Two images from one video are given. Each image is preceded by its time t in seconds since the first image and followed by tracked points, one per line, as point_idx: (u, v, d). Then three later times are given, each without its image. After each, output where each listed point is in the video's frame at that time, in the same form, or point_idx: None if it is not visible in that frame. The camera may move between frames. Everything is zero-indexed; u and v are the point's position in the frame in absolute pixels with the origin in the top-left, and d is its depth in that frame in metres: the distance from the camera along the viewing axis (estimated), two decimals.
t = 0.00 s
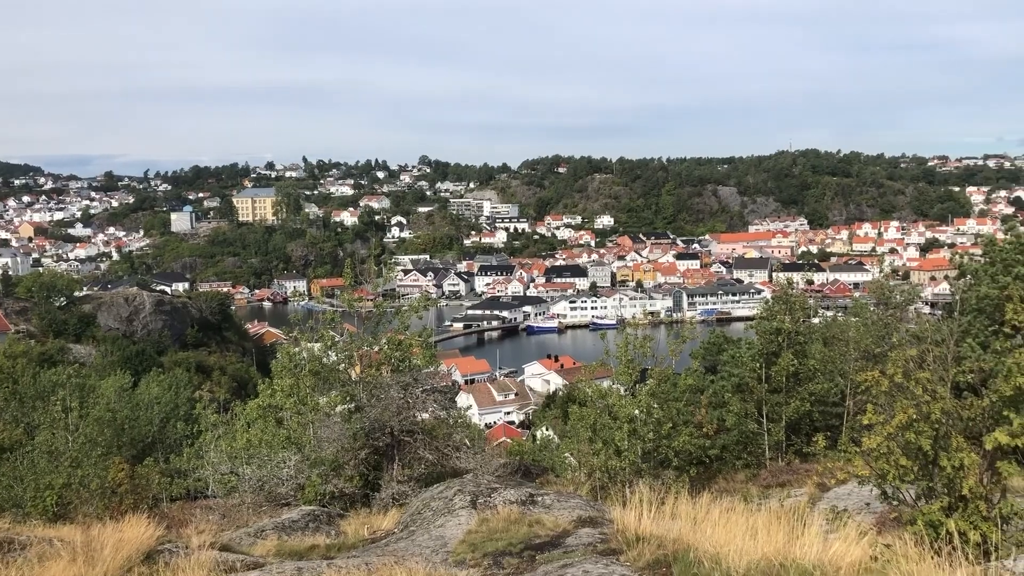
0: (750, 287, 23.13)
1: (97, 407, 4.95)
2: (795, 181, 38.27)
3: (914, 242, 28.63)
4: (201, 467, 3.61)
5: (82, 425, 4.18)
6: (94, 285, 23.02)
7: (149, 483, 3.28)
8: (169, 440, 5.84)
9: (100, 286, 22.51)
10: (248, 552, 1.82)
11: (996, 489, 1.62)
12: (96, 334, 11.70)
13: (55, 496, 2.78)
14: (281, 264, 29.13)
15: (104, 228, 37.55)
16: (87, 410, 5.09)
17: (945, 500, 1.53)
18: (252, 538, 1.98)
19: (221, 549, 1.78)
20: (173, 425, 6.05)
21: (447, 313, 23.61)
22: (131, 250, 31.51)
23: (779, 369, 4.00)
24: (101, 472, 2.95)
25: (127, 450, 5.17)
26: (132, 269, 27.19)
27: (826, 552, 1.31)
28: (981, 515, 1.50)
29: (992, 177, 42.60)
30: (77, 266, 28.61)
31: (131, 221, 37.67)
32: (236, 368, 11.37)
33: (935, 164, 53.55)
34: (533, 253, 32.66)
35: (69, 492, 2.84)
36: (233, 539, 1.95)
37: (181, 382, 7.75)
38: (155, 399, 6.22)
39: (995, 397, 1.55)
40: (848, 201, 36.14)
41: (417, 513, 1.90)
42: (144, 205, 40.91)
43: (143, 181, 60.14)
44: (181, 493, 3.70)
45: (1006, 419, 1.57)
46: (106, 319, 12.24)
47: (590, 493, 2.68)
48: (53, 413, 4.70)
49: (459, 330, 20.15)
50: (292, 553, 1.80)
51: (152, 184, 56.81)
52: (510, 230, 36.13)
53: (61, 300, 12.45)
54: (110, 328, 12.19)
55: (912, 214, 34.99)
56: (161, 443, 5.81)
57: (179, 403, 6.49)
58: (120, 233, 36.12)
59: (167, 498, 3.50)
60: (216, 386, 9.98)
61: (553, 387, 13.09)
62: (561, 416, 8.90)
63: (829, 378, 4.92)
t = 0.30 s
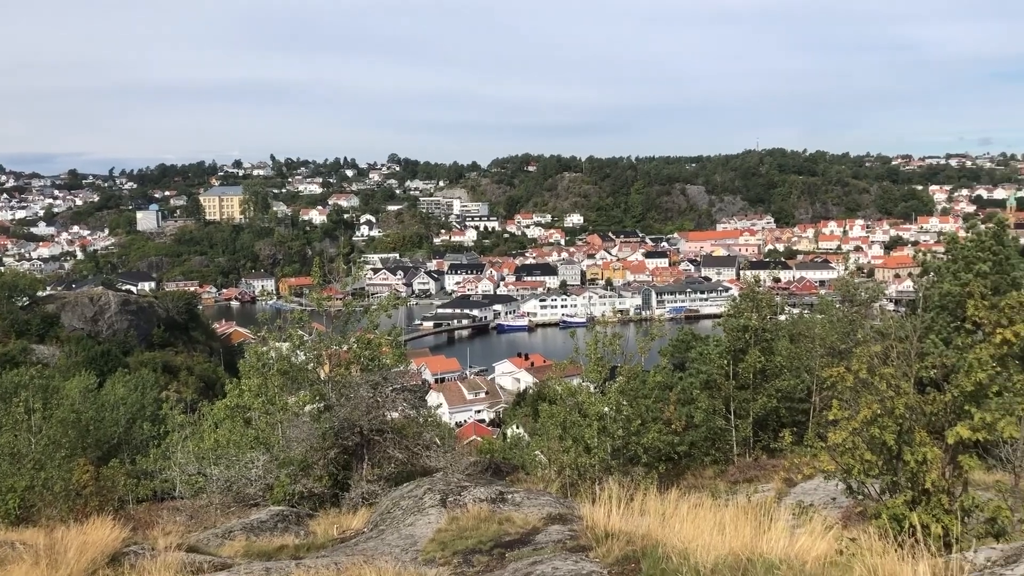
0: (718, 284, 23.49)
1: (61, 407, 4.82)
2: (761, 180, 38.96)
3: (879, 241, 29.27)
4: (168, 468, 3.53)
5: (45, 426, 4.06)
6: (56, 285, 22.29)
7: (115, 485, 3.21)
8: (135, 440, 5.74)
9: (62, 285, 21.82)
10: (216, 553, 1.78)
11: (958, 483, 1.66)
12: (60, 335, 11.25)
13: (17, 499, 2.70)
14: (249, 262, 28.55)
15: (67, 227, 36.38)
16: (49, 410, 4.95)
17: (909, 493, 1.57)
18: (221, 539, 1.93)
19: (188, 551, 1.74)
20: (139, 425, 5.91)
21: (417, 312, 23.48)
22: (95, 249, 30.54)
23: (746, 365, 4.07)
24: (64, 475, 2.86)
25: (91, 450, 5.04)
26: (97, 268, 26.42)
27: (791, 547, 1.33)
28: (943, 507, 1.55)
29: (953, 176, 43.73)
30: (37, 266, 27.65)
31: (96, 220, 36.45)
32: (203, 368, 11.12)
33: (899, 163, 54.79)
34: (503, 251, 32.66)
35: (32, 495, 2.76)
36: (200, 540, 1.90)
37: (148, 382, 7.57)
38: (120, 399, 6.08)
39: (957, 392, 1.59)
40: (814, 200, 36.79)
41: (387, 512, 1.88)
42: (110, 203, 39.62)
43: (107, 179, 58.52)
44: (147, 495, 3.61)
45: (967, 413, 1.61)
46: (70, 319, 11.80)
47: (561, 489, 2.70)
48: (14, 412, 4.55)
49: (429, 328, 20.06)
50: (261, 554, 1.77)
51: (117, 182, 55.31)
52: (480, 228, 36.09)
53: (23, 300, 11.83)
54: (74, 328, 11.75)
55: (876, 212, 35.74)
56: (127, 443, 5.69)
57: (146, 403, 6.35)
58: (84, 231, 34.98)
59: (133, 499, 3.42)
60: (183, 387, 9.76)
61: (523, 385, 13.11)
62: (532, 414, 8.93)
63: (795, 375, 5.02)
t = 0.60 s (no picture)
0: (683, 283, 23.82)
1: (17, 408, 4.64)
2: (724, 180, 39.62)
3: (839, 239, 29.99)
4: (129, 470, 3.41)
5: None
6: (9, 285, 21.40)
7: (73, 488, 3.11)
8: (96, 442, 5.54)
9: (17, 285, 20.97)
10: (178, 555, 1.73)
11: (915, 478, 1.70)
12: (15, 335, 10.69)
13: None
14: (211, 262, 27.81)
15: (23, 225, 34.97)
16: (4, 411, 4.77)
17: (868, 488, 1.62)
18: (182, 541, 1.88)
19: (148, 553, 1.68)
20: (99, 427, 5.72)
21: (383, 312, 23.25)
22: (51, 248, 29.41)
23: (709, 363, 4.14)
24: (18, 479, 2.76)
25: (50, 453, 4.87)
26: (56, 266, 25.48)
27: (753, 542, 1.35)
28: (901, 501, 1.59)
29: (910, 176, 45.04)
30: None
31: (54, 217, 35.10)
32: (165, 369, 10.81)
33: (860, 163, 56.17)
34: (468, 250, 32.54)
35: None
36: (161, 542, 1.85)
37: (108, 383, 7.34)
38: (79, 401, 5.87)
39: (915, 388, 1.64)
40: (776, 199, 37.50)
41: (351, 513, 1.85)
42: (69, 200, 38.24)
43: (66, 176, 56.61)
44: (107, 498, 3.51)
45: (924, 409, 1.66)
46: (26, 319, 11.26)
47: (527, 488, 2.70)
48: None
49: (395, 328, 19.89)
50: (223, 556, 1.72)
51: (75, 180, 53.55)
52: (446, 227, 35.93)
53: None
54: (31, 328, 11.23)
55: (837, 211, 36.57)
56: (87, 445, 5.51)
57: (105, 404, 6.16)
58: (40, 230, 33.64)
59: (92, 503, 3.31)
60: (145, 387, 9.48)
61: (489, 384, 13.10)
62: (498, 413, 8.92)
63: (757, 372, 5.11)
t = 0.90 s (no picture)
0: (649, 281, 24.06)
1: None
2: (690, 180, 40.20)
3: (802, 239, 30.64)
4: (91, 472, 3.32)
5: None
6: None
7: (31, 492, 3.01)
8: (57, 444, 5.39)
9: None
10: (139, 558, 1.68)
11: (877, 472, 1.74)
12: None
13: None
14: (175, 261, 27.09)
15: None
16: None
17: (832, 484, 1.65)
18: (143, 544, 1.83)
19: (109, 557, 1.62)
20: (58, 429, 5.56)
21: (350, 311, 22.99)
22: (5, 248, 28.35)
23: (676, 361, 4.20)
24: None
25: (7, 457, 4.72)
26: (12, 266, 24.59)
27: (718, 539, 1.37)
28: (863, 496, 1.63)
29: (871, 176, 46.26)
30: None
31: (9, 216, 33.86)
32: (128, 370, 10.51)
33: (823, 163, 57.42)
34: (436, 249, 32.35)
35: None
36: (122, 545, 1.80)
37: (68, 384, 7.12)
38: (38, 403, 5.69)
39: (877, 385, 1.67)
40: (741, 199, 38.14)
41: (317, 513, 1.82)
42: (26, 199, 37.04)
43: (21, 174, 54.71)
44: (69, 501, 3.41)
45: (884, 406, 1.70)
46: None
47: (495, 486, 2.70)
48: None
49: (361, 327, 19.69)
50: (187, 558, 1.67)
51: (30, 178, 51.69)
52: (414, 226, 35.70)
53: None
54: None
55: (800, 210, 37.33)
56: (48, 448, 5.36)
57: (66, 406, 5.99)
58: None
59: (51, 506, 3.21)
60: (107, 389, 9.21)
61: (457, 384, 13.05)
62: (466, 412, 8.90)
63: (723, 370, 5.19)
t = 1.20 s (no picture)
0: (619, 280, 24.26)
1: None
2: (660, 180, 40.63)
3: (769, 238, 31.19)
4: (55, 477, 3.22)
5: None
6: None
7: None
8: (20, 450, 5.22)
9: None
10: (106, 564, 1.63)
11: (843, 468, 1.77)
12: None
13: None
14: (142, 263, 26.43)
15: None
16: None
17: (800, 480, 1.68)
18: (109, 549, 1.78)
19: (73, 563, 1.57)
20: (21, 434, 5.39)
21: (319, 312, 22.70)
22: None
23: (646, 360, 4.24)
24: None
25: None
26: None
27: (687, 536, 1.39)
28: (830, 491, 1.66)
29: (837, 175, 47.34)
30: None
31: None
32: (94, 373, 10.20)
33: (790, 163, 58.47)
34: (406, 249, 32.11)
35: None
36: (87, 551, 1.74)
37: (32, 389, 6.90)
38: None
39: (843, 382, 1.70)
40: (709, 198, 38.68)
41: (286, 516, 1.79)
42: None
43: None
44: (32, 507, 3.30)
45: (851, 402, 1.74)
46: None
47: (467, 487, 2.69)
48: None
49: (331, 329, 19.46)
50: (153, 563, 1.63)
51: None
52: (384, 227, 35.43)
53: None
54: None
55: (767, 210, 37.98)
56: (9, 454, 5.18)
57: (29, 410, 5.80)
58: None
59: (13, 512, 3.11)
60: (72, 393, 8.93)
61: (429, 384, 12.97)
62: (438, 413, 8.86)
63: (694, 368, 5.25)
